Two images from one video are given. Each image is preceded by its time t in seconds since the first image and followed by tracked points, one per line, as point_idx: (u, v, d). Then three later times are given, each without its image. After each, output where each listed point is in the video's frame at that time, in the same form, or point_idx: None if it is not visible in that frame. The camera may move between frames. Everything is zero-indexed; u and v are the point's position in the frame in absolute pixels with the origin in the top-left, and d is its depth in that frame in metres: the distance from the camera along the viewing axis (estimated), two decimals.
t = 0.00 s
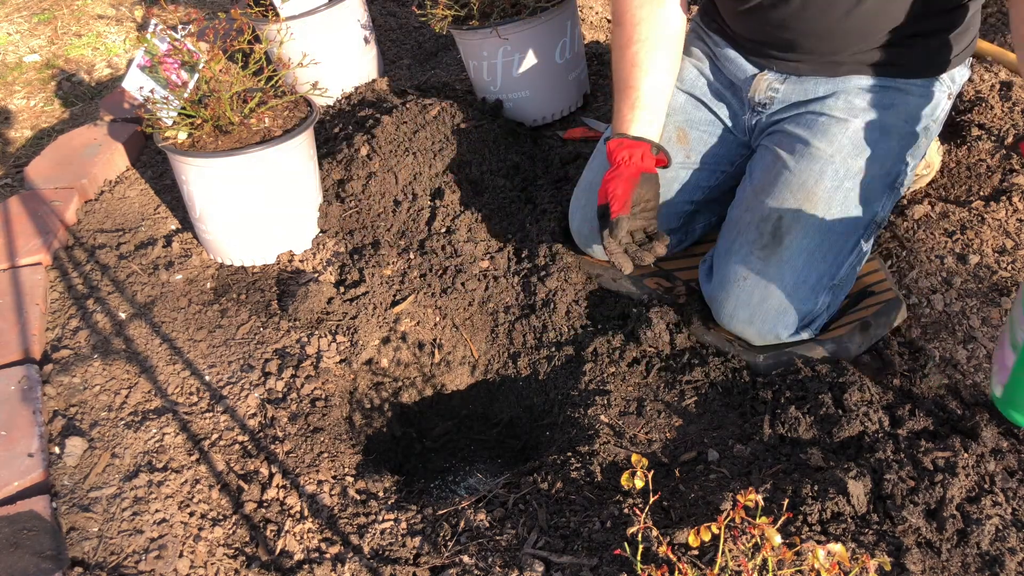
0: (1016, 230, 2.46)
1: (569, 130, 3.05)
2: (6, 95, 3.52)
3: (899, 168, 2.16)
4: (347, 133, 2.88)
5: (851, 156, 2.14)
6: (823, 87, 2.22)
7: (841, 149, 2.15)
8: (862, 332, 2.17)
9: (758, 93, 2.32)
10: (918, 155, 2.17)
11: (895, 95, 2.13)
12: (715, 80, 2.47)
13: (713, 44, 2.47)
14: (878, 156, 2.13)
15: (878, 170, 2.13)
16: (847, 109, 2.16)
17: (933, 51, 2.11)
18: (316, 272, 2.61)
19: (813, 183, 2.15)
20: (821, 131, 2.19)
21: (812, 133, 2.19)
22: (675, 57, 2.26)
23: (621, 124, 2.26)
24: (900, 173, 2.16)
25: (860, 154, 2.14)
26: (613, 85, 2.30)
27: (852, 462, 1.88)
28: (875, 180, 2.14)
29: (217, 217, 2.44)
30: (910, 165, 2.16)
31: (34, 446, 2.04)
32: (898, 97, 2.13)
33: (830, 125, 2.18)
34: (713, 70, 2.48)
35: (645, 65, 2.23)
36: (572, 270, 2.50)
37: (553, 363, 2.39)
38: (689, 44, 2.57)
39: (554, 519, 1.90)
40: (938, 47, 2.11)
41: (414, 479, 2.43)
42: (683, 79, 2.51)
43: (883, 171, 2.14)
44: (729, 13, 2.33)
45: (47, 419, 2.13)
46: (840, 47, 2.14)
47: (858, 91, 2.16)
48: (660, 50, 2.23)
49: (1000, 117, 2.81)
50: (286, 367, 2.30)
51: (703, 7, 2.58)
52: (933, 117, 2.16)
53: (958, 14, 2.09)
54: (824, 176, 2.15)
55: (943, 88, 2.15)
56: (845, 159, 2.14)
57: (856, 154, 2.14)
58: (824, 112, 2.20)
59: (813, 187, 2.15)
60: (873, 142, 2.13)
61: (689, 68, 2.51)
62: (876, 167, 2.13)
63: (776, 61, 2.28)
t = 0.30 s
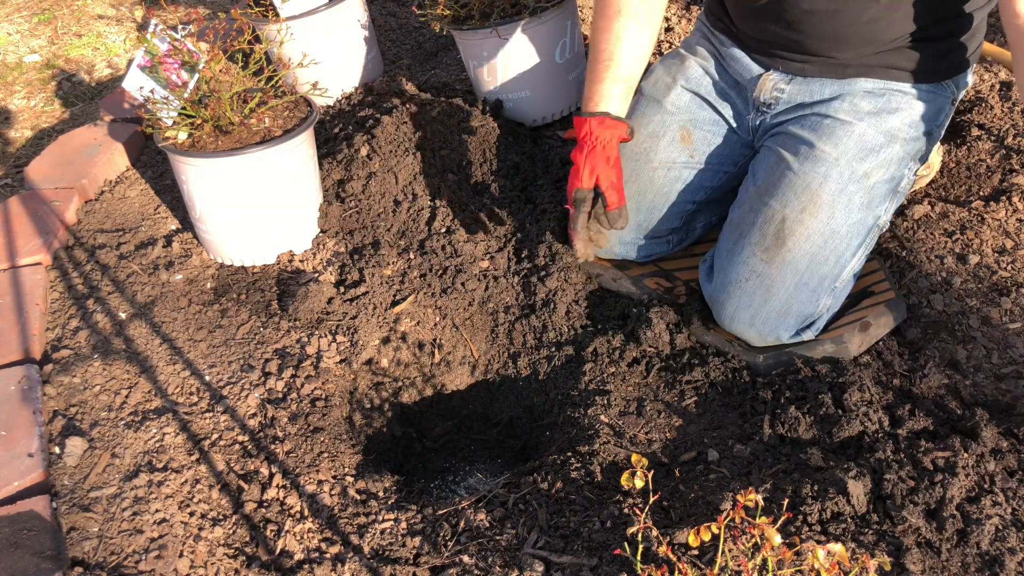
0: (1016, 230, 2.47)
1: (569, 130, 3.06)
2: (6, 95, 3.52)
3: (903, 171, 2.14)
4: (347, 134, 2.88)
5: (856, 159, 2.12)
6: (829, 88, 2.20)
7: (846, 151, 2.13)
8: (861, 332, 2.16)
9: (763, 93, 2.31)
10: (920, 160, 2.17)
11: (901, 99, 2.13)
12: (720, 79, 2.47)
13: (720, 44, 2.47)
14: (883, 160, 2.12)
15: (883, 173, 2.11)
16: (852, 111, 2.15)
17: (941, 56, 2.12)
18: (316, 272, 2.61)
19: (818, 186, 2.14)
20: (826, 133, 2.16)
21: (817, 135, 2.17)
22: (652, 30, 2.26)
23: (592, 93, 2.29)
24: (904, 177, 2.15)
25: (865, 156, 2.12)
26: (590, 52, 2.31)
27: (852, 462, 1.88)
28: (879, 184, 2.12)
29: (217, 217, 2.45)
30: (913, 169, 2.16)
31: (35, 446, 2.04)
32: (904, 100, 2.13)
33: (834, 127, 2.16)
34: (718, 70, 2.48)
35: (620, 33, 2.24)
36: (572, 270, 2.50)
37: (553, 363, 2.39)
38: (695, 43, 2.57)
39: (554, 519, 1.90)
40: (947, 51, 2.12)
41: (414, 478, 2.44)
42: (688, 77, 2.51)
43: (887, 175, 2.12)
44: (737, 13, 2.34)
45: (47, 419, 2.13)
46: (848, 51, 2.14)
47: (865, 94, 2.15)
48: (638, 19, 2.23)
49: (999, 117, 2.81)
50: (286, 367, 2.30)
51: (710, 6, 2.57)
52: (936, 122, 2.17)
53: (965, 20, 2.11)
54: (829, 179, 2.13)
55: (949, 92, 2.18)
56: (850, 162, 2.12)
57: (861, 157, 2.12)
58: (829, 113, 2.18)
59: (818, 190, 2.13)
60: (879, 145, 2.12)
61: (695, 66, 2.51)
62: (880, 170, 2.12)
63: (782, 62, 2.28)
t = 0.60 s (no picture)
0: (1016, 230, 2.47)
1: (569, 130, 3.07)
2: (6, 95, 3.52)
3: (902, 171, 2.15)
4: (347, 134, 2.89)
5: (856, 159, 2.11)
6: (829, 90, 2.19)
7: (846, 152, 2.12)
8: (861, 332, 2.17)
9: (763, 95, 2.30)
10: (919, 160, 2.18)
11: (902, 99, 2.12)
12: (719, 81, 2.46)
13: (719, 46, 2.45)
14: (883, 160, 2.11)
15: (882, 173, 2.11)
16: (852, 112, 2.14)
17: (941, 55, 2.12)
18: (316, 272, 2.61)
19: (818, 187, 2.13)
20: (825, 133, 2.15)
21: (816, 136, 2.16)
22: (601, 77, 2.19)
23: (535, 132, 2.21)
24: (903, 177, 2.15)
25: (864, 157, 2.11)
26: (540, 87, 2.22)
27: (852, 462, 1.88)
28: (879, 185, 2.12)
29: (217, 217, 2.45)
30: (912, 169, 2.16)
31: (35, 446, 2.04)
32: (905, 100, 2.12)
33: (833, 128, 2.15)
34: (716, 71, 2.47)
35: (569, 69, 2.16)
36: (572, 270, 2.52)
37: (553, 363, 2.39)
38: (692, 44, 2.56)
39: (554, 519, 1.90)
40: (946, 50, 2.13)
41: (414, 478, 2.44)
42: (686, 79, 2.49)
43: (886, 175, 2.12)
44: (736, 17, 2.33)
45: (47, 419, 2.13)
46: (854, 53, 2.12)
47: (865, 94, 2.14)
48: (590, 61, 2.16)
49: (999, 117, 2.81)
50: (286, 367, 2.30)
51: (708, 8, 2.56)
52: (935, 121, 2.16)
53: (968, 17, 2.11)
54: (829, 180, 2.12)
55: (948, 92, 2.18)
56: (849, 163, 2.11)
57: (860, 157, 2.11)
58: (828, 114, 2.17)
59: (818, 191, 2.13)
60: (879, 146, 2.11)
61: (693, 68, 2.48)
62: (879, 171, 2.11)
63: (781, 63, 2.26)
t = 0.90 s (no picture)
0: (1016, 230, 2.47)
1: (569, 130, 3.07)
2: (6, 95, 3.52)
3: (899, 170, 2.15)
4: (348, 134, 2.89)
5: (852, 159, 2.11)
6: (823, 90, 2.19)
7: (842, 152, 2.12)
8: (861, 332, 2.17)
9: (758, 96, 2.31)
10: (916, 159, 2.18)
11: (896, 99, 2.12)
12: (716, 82, 2.46)
13: (715, 47, 2.46)
14: (879, 159, 2.12)
15: (879, 173, 2.11)
16: (848, 112, 2.14)
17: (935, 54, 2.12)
18: (316, 272, 2.61)
19: (814, 187, 2.13)
20: (821, 134, 2.16)
21: (812, 136, 2.17)
22: (600, 82, 2.29)
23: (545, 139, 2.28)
24: (900, 175, 2.15)
25: (861, 157, 2.11)
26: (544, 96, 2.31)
27: (852, 462, 1.88)
28: (875, 184, 2.12)
29: (217, 218, 2.45)
30: (909, 168, 2.16)
31: (34, 446, 2.04)
32: (899, 99, 2.12)
33: (829, 128, 2.15)
34: (714, 72, 2.47)
35: (571, 74, 2.26)
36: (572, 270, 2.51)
37: (553, 363, 2.39)
38: (689, 45, 2.56)
39: (554, 519, 1.90)
40: (940, 50, 2.12)
41: (414, 478, 2.44)
42: (683, 79, 2.49)
43: (883, 174, 2.13)
44: (728, 20, 2.34)
45: (46, 419, 2.13)
46: (846, 55, 2.13)
47: (860, 94, 2.14)
48: (588, 66, 2.26)
49: (999, 117, 2.81)
50: (286, 367, 2.30)
51: (704, 9, 2.56)
52: (932, 120, 2.16)
53: (957, 19, 2.09)
54: (825, 180, 2.12)
55: (945, 90, 2.17)
56: (846, 162, 2.12)
57: (857, 157, 2.11)
58: (824, 114, 2.17)
59: (815, 191, 2.13)
60: (875, 145, 2.11)
61: (690, 69, 2.49)
62: (876, 170, 2.12)
63: (775, 66, 2.27)
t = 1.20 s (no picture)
0: (1016, 230, 2.48)
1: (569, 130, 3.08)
2: (6, 95, 3.52)
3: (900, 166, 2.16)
4: (348, 134, 2.89)
5: (854, 153, 2.12)
6: (825, 85, 2.20)
7: (843, 146, 2.13)
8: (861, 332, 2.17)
9: (759, 90, 2.30)
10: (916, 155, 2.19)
11: (896, 95, 2.13)
12: (717, 79, 2.48)
13: (716, 44, 2.47)
14: (881, 153, 2.12)
15: (880, 167, 2.12)
16: (848, 108, 2.15)
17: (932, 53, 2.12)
18: (316, 272, 2.61)
19: (816, 182, 2.14)
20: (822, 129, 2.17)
21: (813, 132, 2.18)
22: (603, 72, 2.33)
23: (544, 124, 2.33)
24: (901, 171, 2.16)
25: (862, 152, 2.12)
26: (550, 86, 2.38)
27: (852, 462, 1.88)
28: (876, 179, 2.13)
29: (217, 217, 2.45)
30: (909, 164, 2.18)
31: (34, 446, 2.03)
32: (897, 96, 2.14)
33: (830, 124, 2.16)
34: (714, 69, 2.48)
35: (573, 63, 2.32)
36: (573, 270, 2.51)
37: (553, 363, 2.39)
38: (690, 44, 2.58)
39: (554, 519, 1.90)
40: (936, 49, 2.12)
41: (414, 478, 2.44)
42: (684, 76, 2.50)
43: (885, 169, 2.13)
44: (728, 21, 2.35)
45: (46, 419, 2.13)
46: (843, 55, 2.15)
47: (860, 91, 2.15)
48: (591, 56, 2.32)
49: (1000, 117, 2.81)
50: (286, 367, 2.30)
51: (704, 9, 2.58)
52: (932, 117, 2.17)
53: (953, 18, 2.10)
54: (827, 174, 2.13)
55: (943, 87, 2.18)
56: (847, 157, 2.12)
57: (858, 152, 2.12)
58: (824, 110, 2.18)
59: (816, 186, 2.13)
60: (876, 139, 2.12)
61: (691, 66, 2.50)
62: (877, 165, 2.12)
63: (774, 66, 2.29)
